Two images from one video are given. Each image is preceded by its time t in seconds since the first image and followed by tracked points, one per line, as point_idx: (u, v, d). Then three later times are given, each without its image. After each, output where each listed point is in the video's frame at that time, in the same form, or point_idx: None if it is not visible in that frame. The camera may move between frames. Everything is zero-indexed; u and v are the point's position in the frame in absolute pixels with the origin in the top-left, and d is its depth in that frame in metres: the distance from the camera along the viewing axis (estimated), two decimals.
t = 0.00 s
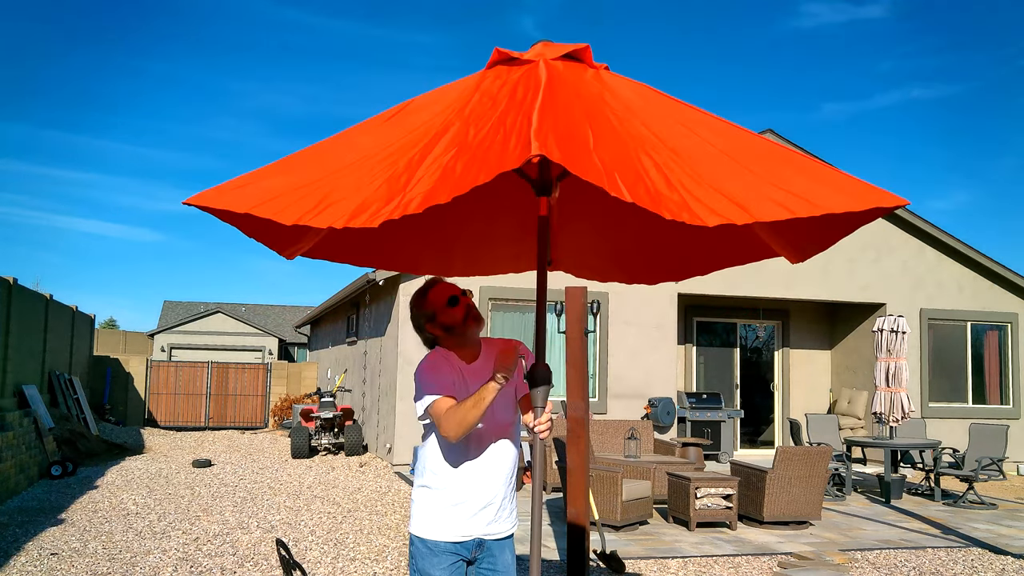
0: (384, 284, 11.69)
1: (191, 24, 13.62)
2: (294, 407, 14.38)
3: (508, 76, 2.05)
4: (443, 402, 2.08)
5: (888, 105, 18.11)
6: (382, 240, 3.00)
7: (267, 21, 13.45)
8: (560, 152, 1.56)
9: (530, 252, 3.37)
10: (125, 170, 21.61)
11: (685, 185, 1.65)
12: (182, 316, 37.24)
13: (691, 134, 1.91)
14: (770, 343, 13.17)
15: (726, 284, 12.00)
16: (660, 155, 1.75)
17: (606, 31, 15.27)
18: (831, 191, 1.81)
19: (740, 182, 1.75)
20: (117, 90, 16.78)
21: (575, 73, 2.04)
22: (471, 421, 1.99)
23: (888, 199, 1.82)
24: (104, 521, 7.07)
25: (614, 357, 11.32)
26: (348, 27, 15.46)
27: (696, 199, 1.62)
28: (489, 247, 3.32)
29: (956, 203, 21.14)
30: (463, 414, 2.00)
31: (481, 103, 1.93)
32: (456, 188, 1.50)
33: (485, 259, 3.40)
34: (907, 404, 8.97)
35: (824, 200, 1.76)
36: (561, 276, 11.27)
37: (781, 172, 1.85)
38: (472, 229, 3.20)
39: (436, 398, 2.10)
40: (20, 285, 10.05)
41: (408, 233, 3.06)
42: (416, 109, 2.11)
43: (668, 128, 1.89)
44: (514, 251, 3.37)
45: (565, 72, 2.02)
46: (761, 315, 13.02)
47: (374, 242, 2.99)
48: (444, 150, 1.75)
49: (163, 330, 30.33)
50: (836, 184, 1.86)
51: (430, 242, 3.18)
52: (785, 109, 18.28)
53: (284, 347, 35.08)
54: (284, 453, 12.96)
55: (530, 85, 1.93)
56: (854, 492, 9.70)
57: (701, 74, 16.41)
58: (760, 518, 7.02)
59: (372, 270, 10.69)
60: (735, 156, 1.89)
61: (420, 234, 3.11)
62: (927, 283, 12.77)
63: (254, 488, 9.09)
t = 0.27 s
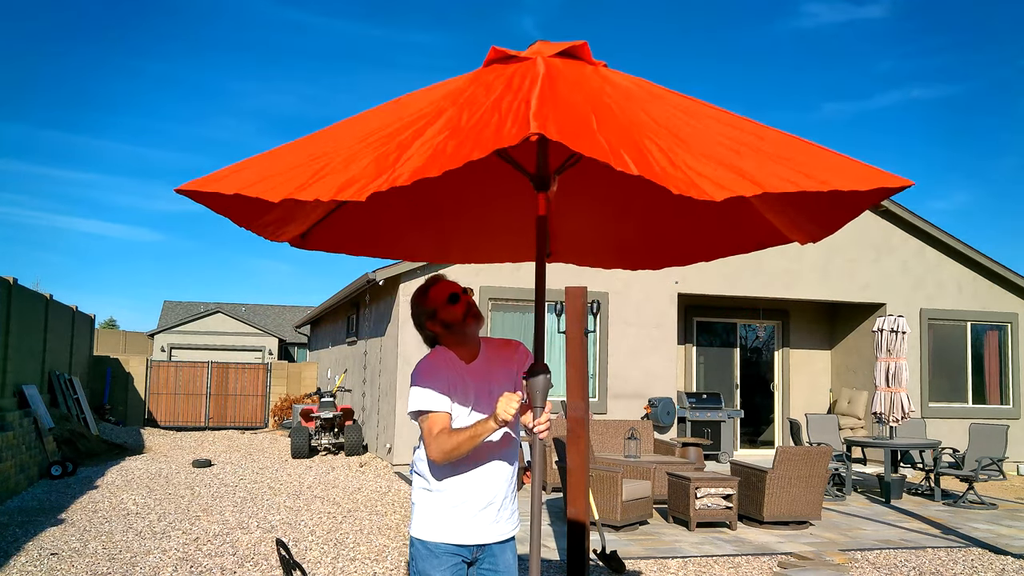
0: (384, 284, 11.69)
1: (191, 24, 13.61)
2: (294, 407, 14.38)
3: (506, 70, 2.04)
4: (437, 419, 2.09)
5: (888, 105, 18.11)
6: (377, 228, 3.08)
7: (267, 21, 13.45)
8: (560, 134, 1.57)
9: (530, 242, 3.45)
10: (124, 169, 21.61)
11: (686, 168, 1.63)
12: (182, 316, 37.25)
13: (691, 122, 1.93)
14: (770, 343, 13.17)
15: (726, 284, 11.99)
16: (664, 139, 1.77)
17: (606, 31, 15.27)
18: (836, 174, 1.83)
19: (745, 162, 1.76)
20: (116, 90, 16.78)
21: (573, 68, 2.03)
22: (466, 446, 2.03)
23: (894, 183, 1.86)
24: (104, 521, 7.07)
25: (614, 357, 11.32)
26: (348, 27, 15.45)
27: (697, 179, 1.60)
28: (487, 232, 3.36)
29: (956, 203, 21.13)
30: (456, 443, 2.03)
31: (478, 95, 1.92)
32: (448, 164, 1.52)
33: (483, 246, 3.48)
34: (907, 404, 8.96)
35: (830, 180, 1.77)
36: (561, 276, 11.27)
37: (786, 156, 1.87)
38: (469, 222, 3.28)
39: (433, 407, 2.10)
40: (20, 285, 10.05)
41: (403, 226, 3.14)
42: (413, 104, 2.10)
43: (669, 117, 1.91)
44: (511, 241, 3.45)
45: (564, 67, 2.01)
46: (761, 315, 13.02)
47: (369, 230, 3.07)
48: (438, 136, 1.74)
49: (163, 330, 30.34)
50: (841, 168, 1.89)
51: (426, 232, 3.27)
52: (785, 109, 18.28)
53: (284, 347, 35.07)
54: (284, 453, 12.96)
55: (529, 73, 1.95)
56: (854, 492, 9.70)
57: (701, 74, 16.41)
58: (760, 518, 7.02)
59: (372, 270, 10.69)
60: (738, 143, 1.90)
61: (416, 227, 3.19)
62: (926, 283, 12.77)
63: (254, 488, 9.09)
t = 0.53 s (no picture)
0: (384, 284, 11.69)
1: (191, 24, 13.61)
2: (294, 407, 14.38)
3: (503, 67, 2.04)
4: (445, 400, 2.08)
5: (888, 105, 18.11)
6: (375, 222, 3.11)
7: (266, 21, 13.45)
8: (560, 118, 1.62)
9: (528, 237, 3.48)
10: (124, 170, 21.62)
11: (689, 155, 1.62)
12: (182, 316, 37.27)
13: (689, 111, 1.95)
14: (770, 343, 13.16)
15: (726, 285, 11.99)
16: (664, 120, 1.82)
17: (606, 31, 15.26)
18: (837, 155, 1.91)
19: (745, 143, 1.82)
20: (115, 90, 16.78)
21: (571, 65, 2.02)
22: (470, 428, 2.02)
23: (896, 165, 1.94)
24: (104, 521, 7.07)
25: (614, 357, 11.32)
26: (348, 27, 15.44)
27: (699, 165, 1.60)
28: (490, 225, 3.39)
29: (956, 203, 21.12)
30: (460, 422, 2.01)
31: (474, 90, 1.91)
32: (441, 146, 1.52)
33: (480, 241, 3.50)
34: (907, 404, 8.96)
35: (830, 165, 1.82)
36: (561, 276, 11.27)
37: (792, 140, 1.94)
38: (467, 218, 3.31)
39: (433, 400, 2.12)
40: (20, 285, 10.05)
41: (401, 221, 3.17)
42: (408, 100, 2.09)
43: (666, 101, 1.96)
44: (510, 236, 3.48)
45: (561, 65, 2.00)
46: (761, 315, 13.02)
47: (369, 223, 3.10)
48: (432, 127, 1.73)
49: (164, 330, 30.36)
50: (842, 151, 1.96)
51: (424, 226, 3.30)
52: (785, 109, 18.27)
53: (284, 347, 35.06)
54: (284, 453, 12.96)
55: (525, 60, 2.00)
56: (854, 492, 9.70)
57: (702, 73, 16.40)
58: (760, 518, 7.02)
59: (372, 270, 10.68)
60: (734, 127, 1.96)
61: (414, 222, 3.22)
62: (926, 283, 12.77)
63: (254, 488, 9.09)
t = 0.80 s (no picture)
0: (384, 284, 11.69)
1: (192, 24, 13.61)
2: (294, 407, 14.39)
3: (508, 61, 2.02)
4: (434, 414, 2.11)
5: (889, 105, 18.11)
6: (378, 205, 3.13)
7: (266, 20, 13.45)
8: (567, 97, 1.66)
9: (530, 227, 3.49)
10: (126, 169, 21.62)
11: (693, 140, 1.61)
12: (182, 316, 37.27)
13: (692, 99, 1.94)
14: (770, 343, 13.17)
15: (726, 285, 12.00)
16: (670, 107, 1.81)
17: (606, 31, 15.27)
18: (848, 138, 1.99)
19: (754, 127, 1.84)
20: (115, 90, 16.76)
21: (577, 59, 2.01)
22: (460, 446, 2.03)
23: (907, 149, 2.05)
24: (104, 520, 7.07)
25: (614, 357, 11.32)
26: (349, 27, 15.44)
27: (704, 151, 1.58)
28: (490, 213, 3.38)
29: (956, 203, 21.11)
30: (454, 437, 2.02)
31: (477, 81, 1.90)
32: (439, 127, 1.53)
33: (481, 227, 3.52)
34: (907, 404, 8.97)
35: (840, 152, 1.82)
36: (561, 276, 11.27)
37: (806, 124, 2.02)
38: (470, 205, 3.32)
39: (430, 401, 2.13)
40: (20, 285, 10.06)
41: (402, 204, 3.19)
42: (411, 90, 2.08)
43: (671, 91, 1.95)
44: (511, 225, 3.49)
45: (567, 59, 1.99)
46: (761, 315, 13.03)
47: (370, 206, 3.11)
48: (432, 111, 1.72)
49: (164, 330, 30.38)
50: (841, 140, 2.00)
51: (426, 210, 3.31)
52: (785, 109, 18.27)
53: (284, 347, 35.06)
54: (284, 453, 12.96)
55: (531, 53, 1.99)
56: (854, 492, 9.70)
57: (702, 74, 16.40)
58: (760, 518, 7.02)
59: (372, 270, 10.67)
60: (740, 105, 2.02)
61: (416, 205, 3.24)
62: (926, 283, 12.77)
63: (254, 488, 9.09)
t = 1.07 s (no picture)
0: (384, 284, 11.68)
1: (192, 23, 13.61)
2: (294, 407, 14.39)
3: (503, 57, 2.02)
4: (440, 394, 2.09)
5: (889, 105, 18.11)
6: (375, 201, 3.13)
7: (265, 21, 13.44)
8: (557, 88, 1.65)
9: (528, 224, 3.48)
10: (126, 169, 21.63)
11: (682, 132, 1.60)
12: (182, 316, 37.32)
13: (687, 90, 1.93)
14: (770, 343, 13.17)
15: (726, 285, 11.99)
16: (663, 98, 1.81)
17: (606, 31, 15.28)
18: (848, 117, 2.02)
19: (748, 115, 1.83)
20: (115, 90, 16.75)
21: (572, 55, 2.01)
22: (469, 412, 2.01)
23: (910, 127, 2.08)
24: (104, 520, 7.07)
25: (614, 357, 11.33)
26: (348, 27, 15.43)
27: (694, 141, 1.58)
28: (488, 209, 3.38)
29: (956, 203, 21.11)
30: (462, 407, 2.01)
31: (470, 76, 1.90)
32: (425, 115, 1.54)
33: (479, 224, 3.51)
34: (907, 404, 8.97)
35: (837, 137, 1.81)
36: (561, 276, 11.27)
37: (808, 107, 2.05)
38: (466, 202, 3.31)
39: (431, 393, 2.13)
40: (20, 285, 10.06)
41: (400, 200, 3.19)
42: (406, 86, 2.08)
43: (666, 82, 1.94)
44: (510, 221, 3.48)
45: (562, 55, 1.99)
46: (761, 315, 13.03)
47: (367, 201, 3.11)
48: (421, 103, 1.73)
49: (164, 330, 30.39)
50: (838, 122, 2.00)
51: (423, 208, 3.31)
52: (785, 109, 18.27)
53: (284, 347, 35.07)
54: (284, 453, 12.96)
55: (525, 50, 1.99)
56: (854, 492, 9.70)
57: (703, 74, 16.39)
58: (760, 518, 7.02)
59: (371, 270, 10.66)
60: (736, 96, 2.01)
61: (413, 202, 3.24)
62: (927, 283, 12.77)
63: (254, 488, 9.09)
